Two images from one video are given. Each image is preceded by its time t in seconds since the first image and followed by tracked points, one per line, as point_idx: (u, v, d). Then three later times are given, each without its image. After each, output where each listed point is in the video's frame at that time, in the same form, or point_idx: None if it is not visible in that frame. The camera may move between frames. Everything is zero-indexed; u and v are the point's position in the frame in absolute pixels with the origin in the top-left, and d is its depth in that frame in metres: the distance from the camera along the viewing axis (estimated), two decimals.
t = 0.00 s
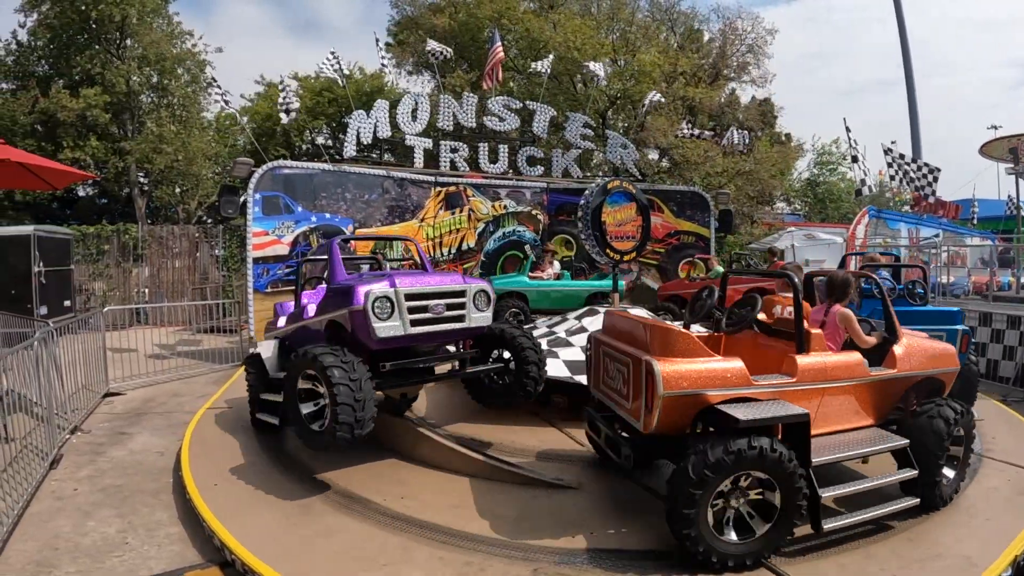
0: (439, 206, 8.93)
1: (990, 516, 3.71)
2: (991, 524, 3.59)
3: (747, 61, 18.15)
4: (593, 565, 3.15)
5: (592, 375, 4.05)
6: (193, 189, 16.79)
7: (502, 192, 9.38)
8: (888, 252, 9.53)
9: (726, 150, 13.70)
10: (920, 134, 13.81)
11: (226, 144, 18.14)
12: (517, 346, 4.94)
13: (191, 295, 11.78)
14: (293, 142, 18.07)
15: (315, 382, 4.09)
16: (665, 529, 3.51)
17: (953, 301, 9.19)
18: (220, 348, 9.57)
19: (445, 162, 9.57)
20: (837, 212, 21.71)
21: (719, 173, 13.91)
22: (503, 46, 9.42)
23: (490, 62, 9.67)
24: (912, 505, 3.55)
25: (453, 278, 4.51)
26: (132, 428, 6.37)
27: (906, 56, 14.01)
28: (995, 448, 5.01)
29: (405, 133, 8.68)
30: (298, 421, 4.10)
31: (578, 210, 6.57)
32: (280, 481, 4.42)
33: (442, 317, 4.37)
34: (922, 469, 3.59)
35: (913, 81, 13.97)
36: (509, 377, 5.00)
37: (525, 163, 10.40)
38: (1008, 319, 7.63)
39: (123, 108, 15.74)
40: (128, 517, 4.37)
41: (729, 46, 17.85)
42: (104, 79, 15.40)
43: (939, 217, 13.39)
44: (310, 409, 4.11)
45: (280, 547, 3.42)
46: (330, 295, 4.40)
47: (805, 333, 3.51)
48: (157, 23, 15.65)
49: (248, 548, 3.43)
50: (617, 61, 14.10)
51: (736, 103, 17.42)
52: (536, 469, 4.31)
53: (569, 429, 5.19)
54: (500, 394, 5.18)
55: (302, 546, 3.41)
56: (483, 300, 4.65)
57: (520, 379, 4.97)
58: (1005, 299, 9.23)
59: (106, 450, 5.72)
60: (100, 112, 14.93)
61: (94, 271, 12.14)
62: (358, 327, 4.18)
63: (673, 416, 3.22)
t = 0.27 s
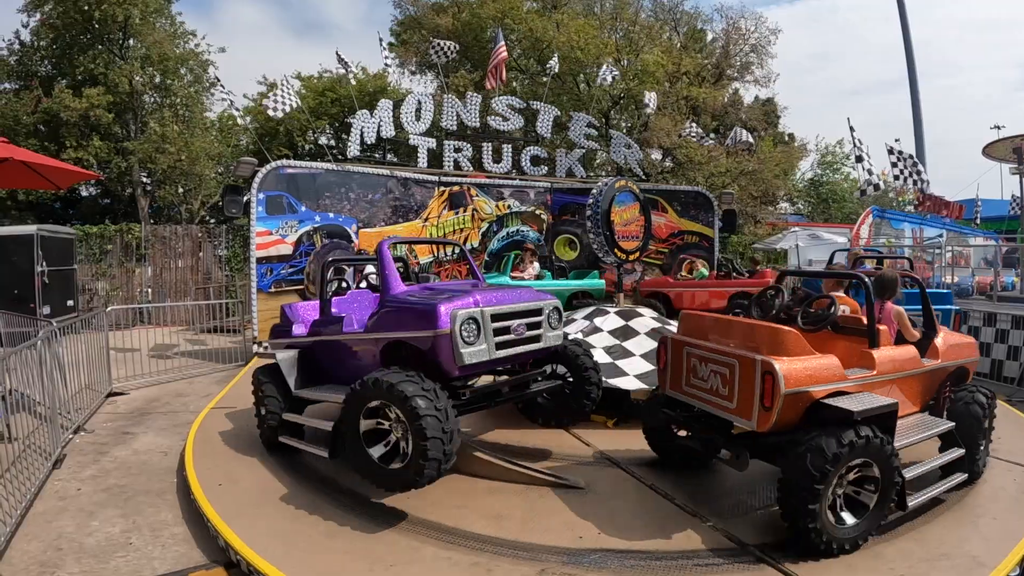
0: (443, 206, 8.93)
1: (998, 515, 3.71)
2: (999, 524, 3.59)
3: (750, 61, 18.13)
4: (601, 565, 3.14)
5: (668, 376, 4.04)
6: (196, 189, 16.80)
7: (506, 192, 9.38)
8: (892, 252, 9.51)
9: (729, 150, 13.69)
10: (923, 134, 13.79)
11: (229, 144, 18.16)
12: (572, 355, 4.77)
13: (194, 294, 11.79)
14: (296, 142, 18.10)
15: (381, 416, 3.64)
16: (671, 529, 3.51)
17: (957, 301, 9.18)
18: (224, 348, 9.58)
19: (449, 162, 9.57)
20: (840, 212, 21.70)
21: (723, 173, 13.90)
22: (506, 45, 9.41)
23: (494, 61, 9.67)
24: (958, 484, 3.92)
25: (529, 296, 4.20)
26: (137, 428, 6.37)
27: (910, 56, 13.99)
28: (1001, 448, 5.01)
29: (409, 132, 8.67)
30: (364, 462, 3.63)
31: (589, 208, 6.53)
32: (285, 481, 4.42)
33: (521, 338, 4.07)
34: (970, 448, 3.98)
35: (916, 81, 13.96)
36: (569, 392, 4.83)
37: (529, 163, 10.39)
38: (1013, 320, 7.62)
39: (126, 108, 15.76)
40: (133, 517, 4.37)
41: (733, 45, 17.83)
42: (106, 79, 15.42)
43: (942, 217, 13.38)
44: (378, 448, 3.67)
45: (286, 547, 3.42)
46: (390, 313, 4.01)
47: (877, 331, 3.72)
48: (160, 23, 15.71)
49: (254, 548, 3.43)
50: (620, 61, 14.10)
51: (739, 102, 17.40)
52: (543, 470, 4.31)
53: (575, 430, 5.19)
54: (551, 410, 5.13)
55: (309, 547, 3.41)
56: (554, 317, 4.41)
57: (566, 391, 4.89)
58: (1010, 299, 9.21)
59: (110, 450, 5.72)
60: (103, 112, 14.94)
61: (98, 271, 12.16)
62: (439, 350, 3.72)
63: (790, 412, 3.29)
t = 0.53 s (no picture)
0: (444, 207, 8.91)
1: (1005, 517, 3.69)
2: (1005, 524, 3.57)
3: (752, 61, 18.11)
4: (604, 568, 3.13)
5: (739, 377, 4.05)
6: (197, 190, 16.77)
7: (508, 192, 9.36)
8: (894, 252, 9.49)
9: (731, 150, 13.68)
10: (926, 134, 13.76)
11: (230, 145, 18.17)
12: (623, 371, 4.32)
13: (196, 295, 11.79)
14: (298, 143, 18.12)
15: (484, 466, 3.20)
16: (671, 531, 3.49)
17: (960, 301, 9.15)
18: (226, 348, 9.58)
19: (450, 162, 9.55)
20: (842, 213, 21.69)
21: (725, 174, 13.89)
22: (508, 45, 9.39)
23: (496, 61, 9.65)
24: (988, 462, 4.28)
25: (619, 327, 3.81)
26: (137, 429, 6.35)
27: (912, 56, 13.96)
28: (1005, 448, 4.99)
29: (410, 133, 8.65)
30: (470, 521, 3.18)
31: (595, 209, 6.47)
32: (285, 482, 4.40)
33: (617, 374, 3.69)
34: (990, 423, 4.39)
35: (919, 81, 13.92)
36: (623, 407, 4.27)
37: (531, 164, 10.37)
38: (1016, 320, 7.61)
39: (128, 108, 15.77)
40: (132, 518, 4.36)
41: (734, 46, 17.80)
42: (108, 80, 15.43)
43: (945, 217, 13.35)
44: (481, 504, 3.23)
45: (286, 549, 3.40)
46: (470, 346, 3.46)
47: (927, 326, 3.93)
48: (161, 24, 15.76)
49: (253, 550, 3.42)
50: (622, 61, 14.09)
51: (741, 103, 17.37)
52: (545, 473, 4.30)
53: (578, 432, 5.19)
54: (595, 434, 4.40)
55: (309, 549, 3.39)
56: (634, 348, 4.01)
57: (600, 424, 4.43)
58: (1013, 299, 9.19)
59: (110, 450, 5.70)
60: (104, 113, 14.94)
61: (99, 272, 12.15)
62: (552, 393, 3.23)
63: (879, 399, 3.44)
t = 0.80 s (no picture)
0: (444, 207, 8.89)
1: (1009, 521, 3.66)
2: (1009, 529, 3.54)
3: (753, 61, 18.07)
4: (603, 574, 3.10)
5: (797, 376, 4.20)
6: (199, 191, 16.70)
7: (509, 193, 9.32)
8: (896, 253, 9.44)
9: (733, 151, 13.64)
10: (928, 134, 13.72)
11: (231, 145, 18.15)
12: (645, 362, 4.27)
13: (196, 296, 11.77)
14: (299, 143, 18.10)
15: (601, 503, 2.99)
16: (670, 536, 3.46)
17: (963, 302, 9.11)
18: (226, 349, 9.55)
19: (451, 163, 9.53)
20: (844, 213, 21.64)
21: (727, 174, 13.86)
22: (509, 46, 9.36)
23: (497, 61, 9.62)
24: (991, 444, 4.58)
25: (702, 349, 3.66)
26: (136, 431, 6.33)
27: (915, 56, 13.92)
28: (1009, 451, 4.96)
29: (411, 133, 8.62)
30: (606, 568, 2.92)
31: (601, 208, 6.46)
32: (282, 486, 4.38)
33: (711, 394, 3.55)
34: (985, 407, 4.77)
35: (921, 80, 13.87)
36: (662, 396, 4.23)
37: (531, 164, 10.33)
38: (1020, 321, 7.58)
39: (128, 109, 15.75)
40: (129, 521, 4.33)
41: (736, 46, 17.76)
42: (109, 81, 15.42)
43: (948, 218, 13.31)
44: (612, 547, 2.99)
45: (281, 554, 3.38)
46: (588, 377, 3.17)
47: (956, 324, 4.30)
48: (162, 25, 15.76)
49: (248, 554, 3.39)
50: (623, 62, 14.07)
51: (742, 103, 17.33)
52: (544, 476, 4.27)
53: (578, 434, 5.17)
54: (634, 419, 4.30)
55: (304, 553, 3.37)
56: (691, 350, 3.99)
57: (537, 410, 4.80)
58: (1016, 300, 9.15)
59: (108, 452, 5.68)
60: (105, 113, 14.93)
61: (99, 273, 12.13)
62: (681, 430, 3.06)
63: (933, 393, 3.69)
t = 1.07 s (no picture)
0: (444, 209, 8.85)
1: (1011, 530, 3.63)
2: (1011, 539, 3.52)
3: (754, 62, 18.04)
4: None
5: (842, 373, 4.46)
6: (199, 192, 16.64)
7: (508, 194, 9.29)
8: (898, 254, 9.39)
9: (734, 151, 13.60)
10: (929, 135, 13.68)
11: (231, 146, 18.12)
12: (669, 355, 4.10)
13: (195, 297, 11.73)
14: (299, 144, 18.06)
15: (717, 513, 2.99)
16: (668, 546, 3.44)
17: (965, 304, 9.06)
18: (224, 352, 9.51)
19: (450, 164, 9.50)
20: (845, 214, 21.58)
21: (727, 175, 13.82)
22: (508, 47, 9.33)
23: (496, 62, 9.58)
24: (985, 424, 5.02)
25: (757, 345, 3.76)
26: (133, 434, 6.31)
27: (916, 56, 13.89)
28: (1011, 456, 4.92)
29: (410, 135, 8.59)
30: (746, 571, 2.96)
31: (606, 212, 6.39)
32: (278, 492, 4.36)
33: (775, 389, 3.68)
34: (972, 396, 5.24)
35: (922, 81, 13.83)
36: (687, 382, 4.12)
37: (531, 165, 10.31)
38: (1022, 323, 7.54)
39: (127, 110, 15.72)
40: (124, 526, 4.30)
41: (736, 46, 17.71)
42: (108, 82, 15.40)
43: (949, 219, 13.26)
44: (742, 550, 3.02)
45: (276, 563, 3.35)
46: (694, 385, 3.18)
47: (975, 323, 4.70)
48: (161, 26, 15.74)
49: (242, 563, 3.37)
50: (623, 62, 14.03)
51: (743, 103, 17.29)
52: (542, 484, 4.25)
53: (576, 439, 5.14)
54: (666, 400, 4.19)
55: (299, 563, 3.34)
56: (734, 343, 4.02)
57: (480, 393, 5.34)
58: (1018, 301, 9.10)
59: (105, 456, 5.65)
60: (104, 114, 14.90)
61: (98, 274, 12.09)
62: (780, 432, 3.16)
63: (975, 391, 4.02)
